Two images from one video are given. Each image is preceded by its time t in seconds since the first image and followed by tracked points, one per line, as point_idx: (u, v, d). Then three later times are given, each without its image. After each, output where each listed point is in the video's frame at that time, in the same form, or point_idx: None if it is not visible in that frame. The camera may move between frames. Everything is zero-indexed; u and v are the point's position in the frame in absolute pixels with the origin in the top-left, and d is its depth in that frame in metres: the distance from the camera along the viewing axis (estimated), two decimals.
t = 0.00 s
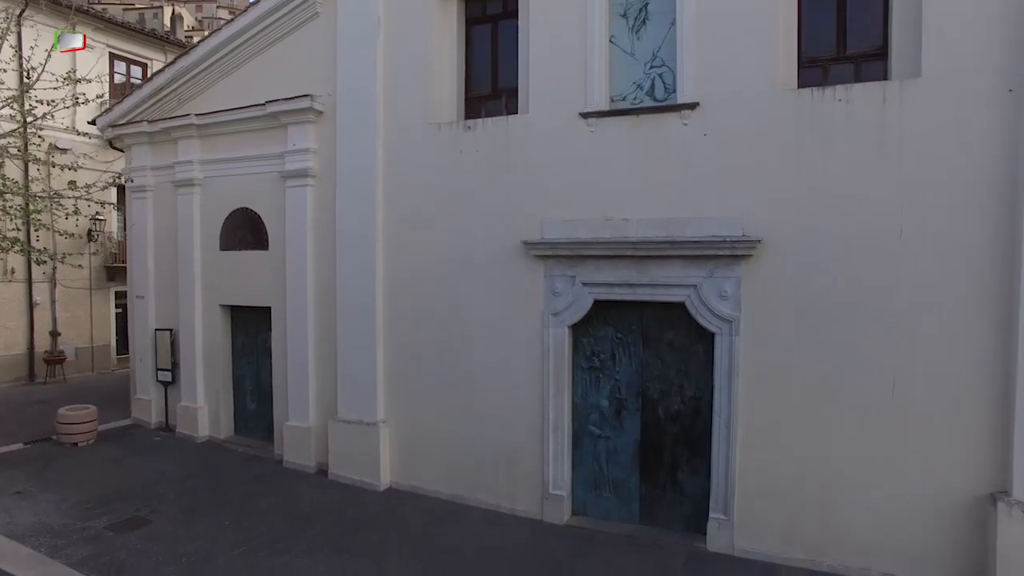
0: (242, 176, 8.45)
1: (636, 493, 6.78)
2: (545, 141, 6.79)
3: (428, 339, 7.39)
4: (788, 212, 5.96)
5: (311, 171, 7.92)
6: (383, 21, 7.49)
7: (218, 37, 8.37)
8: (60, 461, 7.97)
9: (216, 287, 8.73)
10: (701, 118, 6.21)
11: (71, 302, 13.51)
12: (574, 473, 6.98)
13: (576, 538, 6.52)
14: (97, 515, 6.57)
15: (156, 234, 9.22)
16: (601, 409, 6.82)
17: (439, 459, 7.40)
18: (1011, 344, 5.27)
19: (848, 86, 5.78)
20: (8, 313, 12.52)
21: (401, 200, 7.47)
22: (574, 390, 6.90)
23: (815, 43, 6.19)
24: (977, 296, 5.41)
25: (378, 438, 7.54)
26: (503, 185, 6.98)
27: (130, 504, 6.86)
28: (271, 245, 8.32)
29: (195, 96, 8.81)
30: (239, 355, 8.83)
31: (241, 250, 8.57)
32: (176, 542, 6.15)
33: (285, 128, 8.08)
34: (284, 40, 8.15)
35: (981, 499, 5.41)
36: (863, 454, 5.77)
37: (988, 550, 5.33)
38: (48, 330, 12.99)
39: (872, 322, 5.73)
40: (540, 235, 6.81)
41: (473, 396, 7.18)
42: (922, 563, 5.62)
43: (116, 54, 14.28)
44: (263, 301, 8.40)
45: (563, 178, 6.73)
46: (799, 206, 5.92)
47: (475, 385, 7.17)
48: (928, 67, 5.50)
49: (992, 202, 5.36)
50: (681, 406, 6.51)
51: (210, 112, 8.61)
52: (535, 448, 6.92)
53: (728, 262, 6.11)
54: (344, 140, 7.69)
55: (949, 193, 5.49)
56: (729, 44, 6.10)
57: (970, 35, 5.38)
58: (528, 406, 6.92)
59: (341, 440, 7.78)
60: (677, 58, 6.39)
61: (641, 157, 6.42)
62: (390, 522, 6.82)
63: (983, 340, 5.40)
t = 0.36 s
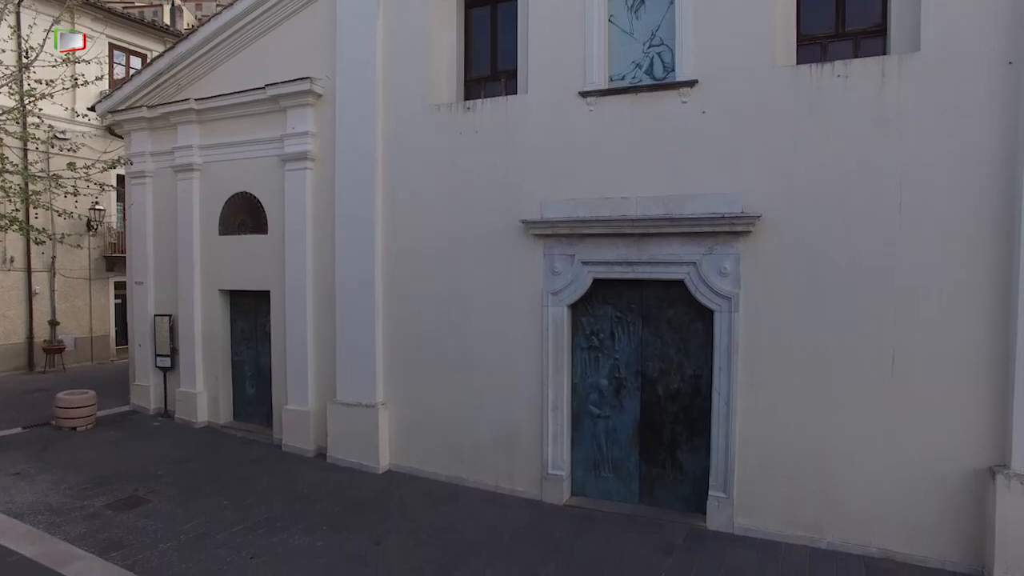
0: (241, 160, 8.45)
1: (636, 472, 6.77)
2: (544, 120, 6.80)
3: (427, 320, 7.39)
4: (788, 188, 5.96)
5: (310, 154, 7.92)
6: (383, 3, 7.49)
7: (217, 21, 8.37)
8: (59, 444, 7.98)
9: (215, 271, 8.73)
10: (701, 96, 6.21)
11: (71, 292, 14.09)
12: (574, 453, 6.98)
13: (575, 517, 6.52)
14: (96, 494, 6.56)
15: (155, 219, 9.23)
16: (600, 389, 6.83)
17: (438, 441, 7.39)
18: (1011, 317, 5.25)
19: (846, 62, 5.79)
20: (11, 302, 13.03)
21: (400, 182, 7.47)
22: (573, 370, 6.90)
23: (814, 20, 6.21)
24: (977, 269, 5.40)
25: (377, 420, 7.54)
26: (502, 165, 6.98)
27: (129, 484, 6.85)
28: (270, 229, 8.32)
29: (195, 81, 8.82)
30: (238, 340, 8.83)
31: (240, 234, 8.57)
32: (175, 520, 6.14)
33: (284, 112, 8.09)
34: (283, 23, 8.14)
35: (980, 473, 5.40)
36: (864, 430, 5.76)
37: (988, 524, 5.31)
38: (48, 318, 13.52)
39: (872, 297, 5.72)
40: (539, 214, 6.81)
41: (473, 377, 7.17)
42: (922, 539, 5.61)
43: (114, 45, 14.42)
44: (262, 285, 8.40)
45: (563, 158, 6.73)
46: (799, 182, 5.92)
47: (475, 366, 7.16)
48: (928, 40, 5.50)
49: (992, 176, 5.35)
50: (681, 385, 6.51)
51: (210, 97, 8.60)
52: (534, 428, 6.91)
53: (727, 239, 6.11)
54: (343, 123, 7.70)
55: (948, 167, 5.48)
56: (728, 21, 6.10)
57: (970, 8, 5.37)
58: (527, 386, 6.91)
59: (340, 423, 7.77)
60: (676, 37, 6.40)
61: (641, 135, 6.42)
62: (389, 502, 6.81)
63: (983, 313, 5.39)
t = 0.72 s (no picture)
0: (241, 146, 8.47)
1: (634, 453, 6.78)
2: (543, 102, 6.82)
3: (427, 303, 7.40)
4: (785, 167, 5.98)
5: (310, 139, 7.94)
6: None
7: (218, 7, 8.39)
8: (58, 428, 7.99)
9: (215, 257, 8.75)
10: (699, 76, 6.24)
11: (70, 282, 14.19)
12: (573, 435, 6.99)
13: (574, 497, 6.53)
14: (95, 475, 6.57)
15: (155, 206, 9.26)
16: (599, 370, 6.85)
17: (438, 424, 7.40)
18: (1009, 292, 5.26)
19: (844, 41, 5.80)
20: (9, 292, 13.14)
21: (399, 166, 7.50)
22: (572, 351, 6.93)
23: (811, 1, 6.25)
24: (974, 245, 5.41)
25: (376, 403, 7.55)
26: (502, 147, 6.99)
27: (128, 466, 6.86)
28: (270, 215, 8.33)
29: (195, 68, 8.85)
30: (237, 326, 8.86)
31: (240, 220, 8.58)
32: (174, 499, 6.15)
33: (284, 97, 8.12)
34: (283, 9, 8.16)
35: (978, 449, 5.40)
36: (863, 408, 5.77)
37: (986, 499, 5.32)
38: (47, 309, 13.63)
39: (871, 275, 5.74)
40: (538, 196, 6.83)
41: (473, 360, 7.18)
42: (920, 516, 5.62)
43: (114, 37, 14.62)
44: (262, 270, 8.42)
45: (561, 139, 6.75)
46: (797, 161, 5.94)
47: (474, 348, 7.17)
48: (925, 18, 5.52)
49: (989, 151, 5.36)
50: (679, 365, 6.52)
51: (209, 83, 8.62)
52: (533, 410, 6.92)
53: (725, 218, 6.14)
54: (342, 107, 7.72)
55: (946, 144, 5.49)
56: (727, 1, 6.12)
57: None
58: (526, 367, 6.92)
59: (339, 407, 7.79)
60: (674, 18, 6.43)
61: (639, 115, 6.44)
62: (388, 484, 6.82)
63: (981, 289, 5.40)
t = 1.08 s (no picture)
0: (240, 133, 8.49)
1: (633, 436, 6.80)
2: (542, 86, 6.84)
3: (426, 288, 7.42)
4: (783, 148, 6.00)
5: (310, 125, 7.96)
6: None
7: None
8: (58, 414, 8.02)
9: (214, 244, 8.78)
10: (697, 57, 6.26)
11: (70, 273, 14.27)
12: (572, 418, 7.01)
13: (573, 479, 6.54)
14: (94, 457, 6.59)
15: (155, 194, 9.29)
16: (598, 352, 6.87)
17: (438, 409, 7.42)
18: (1006, 269, 5.26)
19: (841, 21, 5.80)
20: (10, 283, 13.21)
21: (398, 150, 7.52)
22: (571, 334, 6.95)
23: None
24: (971, 223, 5.41)
25: (376, 388, 7.57)
26: (501, 131, 7.01)
27: (128, 449, 6.88)
28: (269, 201, 8.35)
29: (195, 56, 8.89)
30: (237, 313, 8.88)
31: (240, 207, 8.60)
32: (173, 480, 6.16)
33: (283, 83, 8.14)
34: None
35: (976, 427, 5.41)
36: (861, 387, 5.78)
37: (983, 476, 5.32)
38: (48, 300, 13.71)
39: (868, 254, 5.74)
40: (537, 179, 6.85)
41: (472, 343, 7.20)
42: (919, 494, 5.63)
43: (114, 28, 14.77)
44: (262, 257, 8.44)
45: (560, 123, 6.77)
46: (795, 142, 5.95)
47: (473, 332, 7.19)
48: None
49: (986, 129, 5.35)
50: (678, 346, 6.54)
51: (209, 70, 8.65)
52: (532, 393, 6.93)
53: (723, 200, 6.16)
54: (341, 93, 7.74)
55: (943, 123, 5.48)
56: None
57: None
58: (525, 350, 6.94)
59: (339, 392, 7.81)
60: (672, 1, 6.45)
61: (637, 98, 6.46)
62: (388, 466, 6.84)
63: (978, 268, 5.39)
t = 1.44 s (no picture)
0: (240, 121, 8.51)
1: (631, 419, 6.81)
2: (541, 70, 6.85)
3: (425, 273, 7.43)
4: (781, 130, 6.01)
5: (309, 112, 7.98)
6: None
7: None
8: (58, 400, 8.03)
9: (214, 232, 8.80)
10: (695, 40, 6.28)
11: (70, 265, 14.33)
12: (570, 402, 7.03)
13: (572, 462, 6.55)
14: (93, 440, 6.59)
15: (154, 183, 9.31)
16: (597, 336, 6.88)
17: (437, 394, 7.43)
18: (1003, 247, 5.28)
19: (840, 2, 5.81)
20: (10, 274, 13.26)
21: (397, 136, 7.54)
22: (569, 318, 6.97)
23: None
24: (969, 202, 5.42)
25: (374, 373, 7.59)
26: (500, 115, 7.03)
27: (127, 432, 6.89)
28: (269, 189, 8.37)
29: (194, 44, 8.92)
30: (236, 301, 8.90)
31: (240, 194, 8.61)
32: (172, 461, 6.17)
33: (282, 70, 8.16)
34: None
35: (973, 406, 5.42)
36: (859, 367, 5.79)
37: (981, 454, 5.33)
38: (47, 291, 13.77)
39: (866, 234, 5.75)
40: (536, 163, 6.86)
41: (471, 328, 7.21)
42: (917, 474, 5.64)
43: (114, 20, 14.92)
44: (261, 244, 8.46)
45: (559, 107, 6.79)
46: (793, 123, 5.97)
47: (472, 316, 7.20)
48: None
49: (984, 108, 5.37)
50: (676, 329, 6.56)
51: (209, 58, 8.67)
52: (531, 376, 6.94)
53: (721, 182, 6.17)
54: (340, 79, 7.76)
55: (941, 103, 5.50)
56: None
57: None
58: (524, 334, 6.95)
59: (338, 377, 7.82)
60: None
61: (635, 81, 6.48)
62: (387, 450, 6.84)
63: (976, 247, 5.40)
